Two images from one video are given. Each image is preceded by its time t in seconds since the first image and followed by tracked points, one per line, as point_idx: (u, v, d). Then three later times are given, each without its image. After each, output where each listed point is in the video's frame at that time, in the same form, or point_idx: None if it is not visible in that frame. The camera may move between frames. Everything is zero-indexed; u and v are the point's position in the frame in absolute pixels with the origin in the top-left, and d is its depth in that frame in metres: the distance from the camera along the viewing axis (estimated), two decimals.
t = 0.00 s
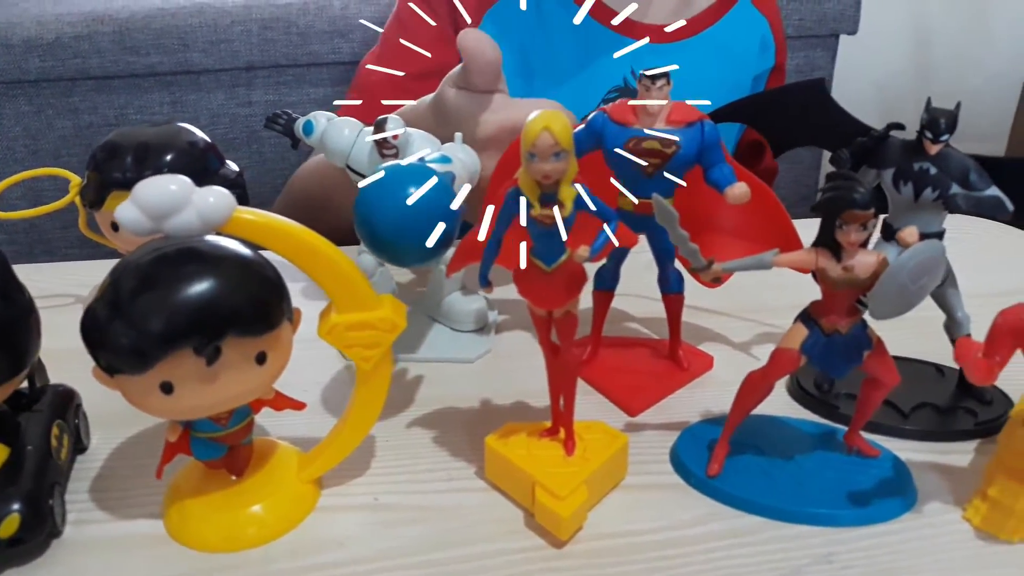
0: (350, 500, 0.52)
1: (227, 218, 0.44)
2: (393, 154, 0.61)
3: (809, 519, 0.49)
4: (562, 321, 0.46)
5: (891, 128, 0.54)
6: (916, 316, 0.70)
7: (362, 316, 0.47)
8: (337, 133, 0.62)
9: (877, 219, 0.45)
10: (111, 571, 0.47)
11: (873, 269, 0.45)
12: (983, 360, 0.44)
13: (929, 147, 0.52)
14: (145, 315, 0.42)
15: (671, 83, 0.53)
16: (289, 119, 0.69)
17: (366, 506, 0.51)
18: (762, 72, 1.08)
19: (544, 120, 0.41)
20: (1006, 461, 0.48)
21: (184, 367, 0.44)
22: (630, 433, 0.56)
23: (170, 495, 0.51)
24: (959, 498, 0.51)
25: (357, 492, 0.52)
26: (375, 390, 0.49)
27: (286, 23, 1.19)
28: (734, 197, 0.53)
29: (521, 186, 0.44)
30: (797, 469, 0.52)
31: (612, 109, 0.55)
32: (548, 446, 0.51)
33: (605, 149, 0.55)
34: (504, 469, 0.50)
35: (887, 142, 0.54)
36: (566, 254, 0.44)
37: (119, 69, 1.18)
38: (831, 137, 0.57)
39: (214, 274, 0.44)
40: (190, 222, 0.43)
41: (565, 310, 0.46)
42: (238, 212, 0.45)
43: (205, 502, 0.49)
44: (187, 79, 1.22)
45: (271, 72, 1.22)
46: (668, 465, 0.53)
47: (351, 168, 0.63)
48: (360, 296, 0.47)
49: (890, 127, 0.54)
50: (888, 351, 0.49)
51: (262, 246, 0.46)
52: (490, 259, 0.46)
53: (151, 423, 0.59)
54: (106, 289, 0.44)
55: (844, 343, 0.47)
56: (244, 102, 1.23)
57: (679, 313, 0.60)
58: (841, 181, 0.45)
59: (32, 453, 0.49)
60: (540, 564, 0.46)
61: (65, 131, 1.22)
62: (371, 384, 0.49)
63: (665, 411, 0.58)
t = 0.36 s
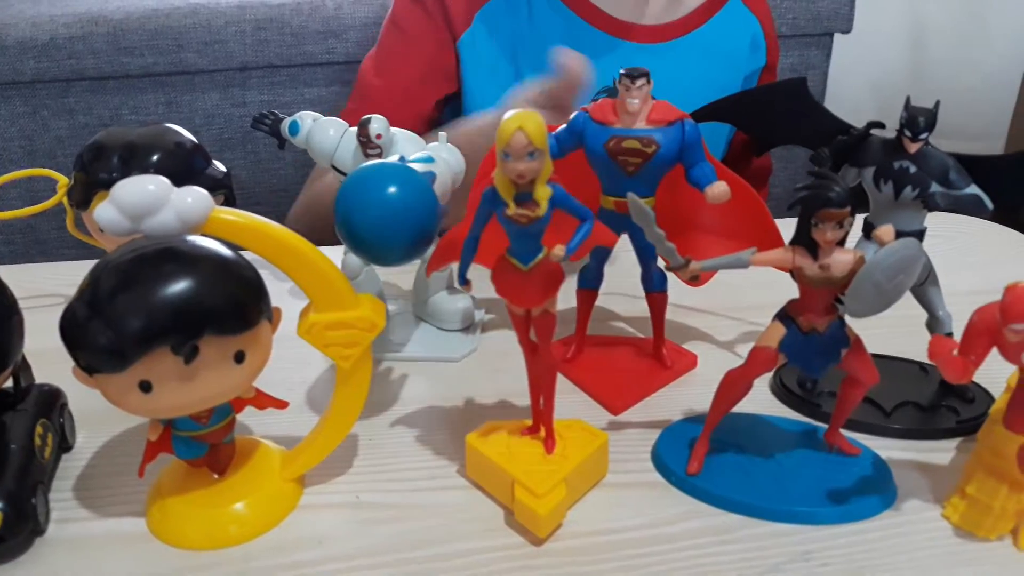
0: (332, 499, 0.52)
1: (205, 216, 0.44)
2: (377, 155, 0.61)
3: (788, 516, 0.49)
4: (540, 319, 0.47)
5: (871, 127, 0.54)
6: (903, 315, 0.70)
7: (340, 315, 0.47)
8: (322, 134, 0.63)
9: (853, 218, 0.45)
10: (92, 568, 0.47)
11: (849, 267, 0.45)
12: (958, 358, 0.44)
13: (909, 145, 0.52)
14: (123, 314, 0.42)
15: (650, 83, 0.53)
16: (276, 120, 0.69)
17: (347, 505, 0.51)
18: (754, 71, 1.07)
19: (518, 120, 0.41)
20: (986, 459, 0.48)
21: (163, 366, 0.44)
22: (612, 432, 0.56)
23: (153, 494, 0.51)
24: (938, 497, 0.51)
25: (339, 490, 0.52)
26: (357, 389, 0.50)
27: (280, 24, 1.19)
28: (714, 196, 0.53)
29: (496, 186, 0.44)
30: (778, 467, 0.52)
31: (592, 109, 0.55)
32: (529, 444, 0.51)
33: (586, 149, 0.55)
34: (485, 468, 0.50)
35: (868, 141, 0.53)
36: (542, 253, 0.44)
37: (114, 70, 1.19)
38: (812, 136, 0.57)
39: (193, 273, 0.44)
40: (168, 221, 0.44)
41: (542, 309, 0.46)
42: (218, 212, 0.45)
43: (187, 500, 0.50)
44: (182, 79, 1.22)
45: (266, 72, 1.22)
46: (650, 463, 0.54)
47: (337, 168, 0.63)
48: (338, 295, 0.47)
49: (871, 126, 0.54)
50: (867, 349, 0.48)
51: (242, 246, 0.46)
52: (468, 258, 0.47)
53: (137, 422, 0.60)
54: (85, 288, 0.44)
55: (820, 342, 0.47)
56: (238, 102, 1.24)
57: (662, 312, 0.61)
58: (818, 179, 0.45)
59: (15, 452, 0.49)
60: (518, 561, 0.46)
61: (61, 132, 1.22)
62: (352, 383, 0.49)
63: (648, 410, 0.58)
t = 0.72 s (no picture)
0: (297, 495, 0.52)
1: (164, 212, 0.45)
2: (345, 150, 0.61)
3: (752, 511, 0.49)
4: (501, 315, 0.46)
5: (836, 121, 0.53)
6: (874, 309, 0.70)
7: (302, 312, 0.47)
8: (291, 130, 0.63)
9: (812, 212, 0.45)
10: (53, 567, 0.47)
11: (810, 261, 0.45)
12: (917, 352, 0.44)
13: (873, 140, 0.52)
14: (82, 311, 0.42)
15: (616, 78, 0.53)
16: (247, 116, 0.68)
17: (312, 501, 0.51)
18: (737, 61, 1.06)
19: (474, 115, 0.41)
20: (953, 456, 0.49)
21: (122, 364, 0.44)
22: (580, 427, 0.56)
23: (118, 492, 0.51)
24: (903, 490, 0.51)
25: (304, 487, 0.52)
26: (320, 386, 0.50)
27: (262, 20, 1.19)
28: (679, 191, 0.53)
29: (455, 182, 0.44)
30: (743, 462, 0.52)
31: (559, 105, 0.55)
32: (494, 440, 0.51)
33: (552, 144, 0.55)
34: (449, 463, 0.50)
35: (833, 135, 0.53)
36: (501, 249, 0.44)
37: (95, 67, 1.18)
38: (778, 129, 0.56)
39: (154, 271, 0.44)
40: (126, 218, 0.44)
41: (503, 305, 0.46)
42: (179, 210, 0.45)
43: (152, 497, 0.49)
44: (164, 77, 1.21)
45: (248, 69, 1.22)
46: (616, 458, 0.54)
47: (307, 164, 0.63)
48: (300, 292, 0.47)
49: (836, 120, 0.53)
50: (829, 344, 0.48)
51: (205, 243, 0.46)
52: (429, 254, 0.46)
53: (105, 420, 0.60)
54: (45, 285, 0.44)
55: (780, 336, 0.47)
56: (221, 99, 1.24)
57: (631, 308, 0.61)
58: (778, 173, 0.45)
59: None
60: (479, 557, 0.46)
61: (42, 130, 1.21)
62: (315, 379, 0.49)
63: (616, 405, 0.58)
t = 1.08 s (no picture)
0: (258, 494, 0.52)
1: (119, 209, 0.44)
2: (312, 147, 0.60)
3: (711, 507, 0.49)
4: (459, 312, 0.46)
5: (800, 118, 0.53)
6: (845, 306, 0.70)
7: (258, 309, 0.47)
8: (259, 127, 0.62)
9: (770, 209, 0.45)
10: (10, 566, 0.47)
11: (767, 258, 0.45)
12: (873, 349, 0.43)
13: (836, 136, 0.51)
14: (34, 308, 0.42)
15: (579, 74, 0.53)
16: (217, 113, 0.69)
17: (274, 499, 0.51)
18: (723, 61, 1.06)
19: (426, 111, 0.40)
20: (913, 454, 0.49)
21: (76, 361, 0.43)
22: (546, 424, 0.56)
23: (78, 491, 0.51)
24: (864, 487, 0.51)
25: (266, 484, 0.52)
26: (280, 384, 0.49)
27: (244, 18, 1.18)
28: (643, 188, 0.53)
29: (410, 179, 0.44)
30: (705, 459, 0.52)
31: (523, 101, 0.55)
32: (455, 437, 0.51)
33: (517, 141, 0.55)
34: (411, 461, 0.50)
35: (798, 131, 0.53)
36: (457, 245, 0.44)
37: (76, 65, 1.17)
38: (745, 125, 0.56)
39: (108, 268, 0.44)
40: (80, 215, 0.44)
41: (461, 302, 0.46)
42: (137, 207, 0.45)
43: (111, 496, 0.49)
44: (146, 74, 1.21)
45: (230, 67, 1.22)
46: (579, 455, 0.54)
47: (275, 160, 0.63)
48: (257, 289, 0.47)
49: (800, 117, 0.53)
50: (789, 340, 0.48)
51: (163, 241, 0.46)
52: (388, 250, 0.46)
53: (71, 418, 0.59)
54: None
55: (740, 332, 0.47)
56: (203, 96, 1.23)
57: (599, 305, 0.61)
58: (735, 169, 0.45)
59: None
60: (437, 555, 0.46)
61: (24, 127, 1.21)
62: (274, 377, 0.49)
63: (583, 402, 0.58)
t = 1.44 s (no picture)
0: (207, 494, 0.51)
1: (58, 209, 0.44)
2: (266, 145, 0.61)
3: (661, 503, 0.49)
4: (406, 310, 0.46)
5: (750, 114, 0.53)
6: (803, 301, 0.70)
7: (203, 309, 0.47)
8: (214, 127, 0.62)
9: (712, 205, 0.45)
10: None
11: (710, 255, 0.45)
12: (816, 344, 0.44)
13: (784, 132, 0.51)
14: None
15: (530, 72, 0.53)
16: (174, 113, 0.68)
17: (224, 499, 0.51)
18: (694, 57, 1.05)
19: (364, 108, 0.40)
20: (859, 446, 0.49)
21: (17, 363, 0.43)
22: (500, 422, 0.56)
23: (26, 493, 0.50)
24: (814, 481, 0.51)
25: (217, 484, 0.52)
26: (228, 383, 0.49)
27: (214, 18, 1.17)
28: (593, 185, 0.53)
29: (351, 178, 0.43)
30: (656, 454, 0.52)
31: (474, 99, 0.54)
32: (406, 435, 0.51)
33: (469, 139, 0.55)
34: (361, 460, 0.50)
35: (748, 127, 0.53)
36: (401, 243, 0.43)
37: (46, 66, 1.15)
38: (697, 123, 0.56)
39: (49, 269, 0.43)
40: (17, 216, 0.42)
41: (407, 301, 0.46)
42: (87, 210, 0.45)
43: (59, 498, 0.49)
44: (117, 75, 1.19)
45: (201, 67, 1.22)
46: (532, 452, 0.54)
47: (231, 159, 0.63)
48: (202, 289, 0.47)
49: (750, 113, 0.53)
50: (737, 336, 0.48)
51: (110, 244, 0.46)
52: (332, 249, 0.46)
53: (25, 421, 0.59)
54: None
55: (685, 327, 0.48)
56: (175, 98, 1.23)
57: (556, 302, 0.61)
58: (679, 166, 0.45)
59: None
60: (384, 553, 0.46)
61: None
62: (222, 377, 0.49)
63: (538, 400, 0.58)
